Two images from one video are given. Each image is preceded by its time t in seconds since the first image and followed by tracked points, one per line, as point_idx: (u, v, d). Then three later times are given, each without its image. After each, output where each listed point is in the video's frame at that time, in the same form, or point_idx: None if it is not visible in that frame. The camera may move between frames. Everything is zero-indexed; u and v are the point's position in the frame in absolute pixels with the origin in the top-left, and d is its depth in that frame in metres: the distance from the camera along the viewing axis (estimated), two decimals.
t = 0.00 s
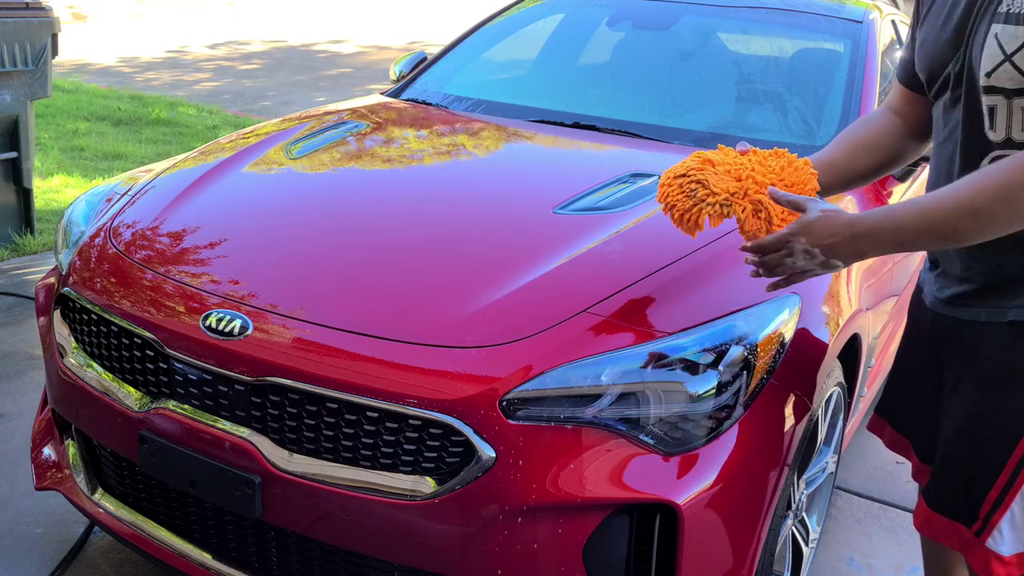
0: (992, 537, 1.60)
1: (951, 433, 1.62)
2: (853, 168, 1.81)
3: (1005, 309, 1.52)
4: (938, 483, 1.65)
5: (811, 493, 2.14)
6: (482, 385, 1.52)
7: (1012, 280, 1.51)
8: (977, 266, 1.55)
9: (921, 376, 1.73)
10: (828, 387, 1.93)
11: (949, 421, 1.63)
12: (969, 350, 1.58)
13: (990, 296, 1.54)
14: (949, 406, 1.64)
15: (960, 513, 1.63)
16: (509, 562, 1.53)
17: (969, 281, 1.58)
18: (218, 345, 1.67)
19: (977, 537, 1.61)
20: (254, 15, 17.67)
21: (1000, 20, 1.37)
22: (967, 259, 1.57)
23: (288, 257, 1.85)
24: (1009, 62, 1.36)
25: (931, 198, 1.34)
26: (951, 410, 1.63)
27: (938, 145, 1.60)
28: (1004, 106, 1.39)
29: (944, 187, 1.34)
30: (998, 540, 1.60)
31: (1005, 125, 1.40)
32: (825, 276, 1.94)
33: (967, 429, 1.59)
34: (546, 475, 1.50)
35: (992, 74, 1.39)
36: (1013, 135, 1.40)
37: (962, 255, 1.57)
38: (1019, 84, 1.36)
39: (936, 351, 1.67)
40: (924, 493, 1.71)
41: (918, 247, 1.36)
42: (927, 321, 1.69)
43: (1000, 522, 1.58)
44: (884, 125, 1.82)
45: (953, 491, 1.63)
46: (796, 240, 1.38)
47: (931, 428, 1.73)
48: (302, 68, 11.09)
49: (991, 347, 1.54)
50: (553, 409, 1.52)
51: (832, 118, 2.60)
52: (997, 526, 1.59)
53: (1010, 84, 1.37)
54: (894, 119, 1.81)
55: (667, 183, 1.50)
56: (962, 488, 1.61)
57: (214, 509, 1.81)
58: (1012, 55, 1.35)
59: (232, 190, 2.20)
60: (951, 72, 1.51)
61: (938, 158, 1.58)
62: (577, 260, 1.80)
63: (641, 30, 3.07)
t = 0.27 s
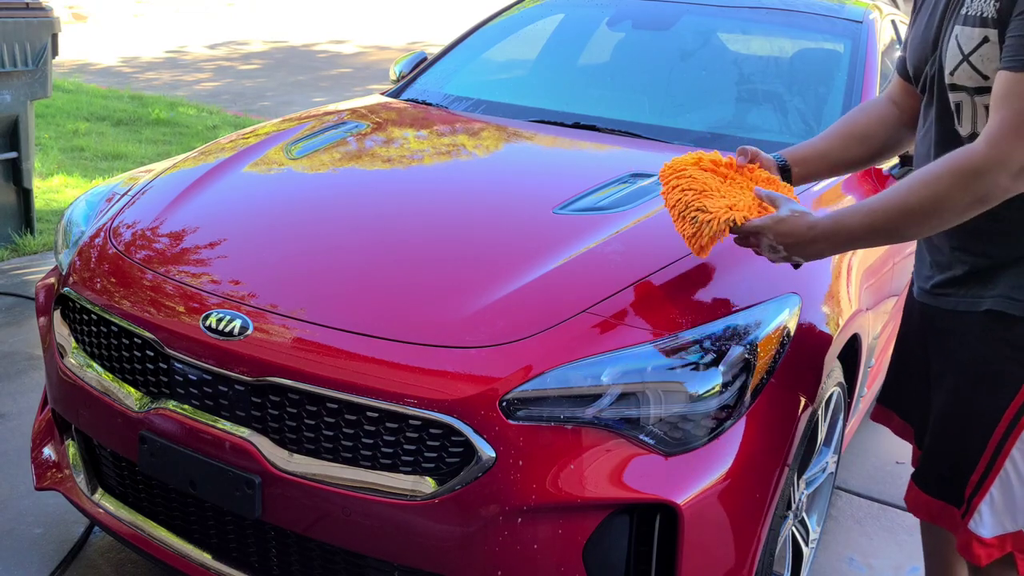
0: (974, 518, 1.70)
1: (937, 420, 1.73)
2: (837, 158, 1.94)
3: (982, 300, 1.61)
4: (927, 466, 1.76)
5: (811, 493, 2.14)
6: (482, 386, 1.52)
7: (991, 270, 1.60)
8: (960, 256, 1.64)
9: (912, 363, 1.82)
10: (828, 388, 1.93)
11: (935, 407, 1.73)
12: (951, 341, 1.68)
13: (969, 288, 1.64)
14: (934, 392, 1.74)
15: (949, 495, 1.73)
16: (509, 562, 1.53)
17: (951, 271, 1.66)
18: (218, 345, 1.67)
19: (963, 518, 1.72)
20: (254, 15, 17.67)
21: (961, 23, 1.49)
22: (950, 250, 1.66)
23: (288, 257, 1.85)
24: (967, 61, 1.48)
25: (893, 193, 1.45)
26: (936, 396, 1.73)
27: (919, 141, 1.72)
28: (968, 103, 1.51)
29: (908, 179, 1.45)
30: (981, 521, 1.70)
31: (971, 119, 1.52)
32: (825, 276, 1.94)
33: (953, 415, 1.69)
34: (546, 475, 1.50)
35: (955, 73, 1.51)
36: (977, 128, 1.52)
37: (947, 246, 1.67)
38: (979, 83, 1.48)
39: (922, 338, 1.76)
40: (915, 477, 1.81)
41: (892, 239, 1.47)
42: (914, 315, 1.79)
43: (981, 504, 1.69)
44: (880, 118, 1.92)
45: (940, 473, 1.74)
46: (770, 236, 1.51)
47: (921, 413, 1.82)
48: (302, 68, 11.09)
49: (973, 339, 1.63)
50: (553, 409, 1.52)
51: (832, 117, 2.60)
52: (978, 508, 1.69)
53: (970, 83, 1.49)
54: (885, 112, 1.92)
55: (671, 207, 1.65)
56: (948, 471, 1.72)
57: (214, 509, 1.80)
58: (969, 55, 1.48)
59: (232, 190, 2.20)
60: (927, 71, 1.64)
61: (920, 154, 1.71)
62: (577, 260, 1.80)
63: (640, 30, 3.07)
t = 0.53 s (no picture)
0: (964, 510, 1.70)
1: (925, 413, 1.73)
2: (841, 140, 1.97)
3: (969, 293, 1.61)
4: (916, 459, 1.76)
5: (812, 493, 2.14)
6: (482, 386, 1.52)
7: (978, 262, 1.60)
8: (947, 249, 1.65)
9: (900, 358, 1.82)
10: (828, 387, 1.92)
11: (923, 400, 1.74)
12: (937, 334, 1.68)
13: (956, 281, 1.64)
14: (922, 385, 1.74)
15: (938, 488, 1.73)
16: (509, 562, 1.53)
17: (939, 264, 1.67)
18: (218, 345, 1.67)
19: (952, 511, 1.72)
20: (254, 15, 17.66)
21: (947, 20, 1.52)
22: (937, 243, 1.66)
23: (288, 257, 1.85)
24: (950, 58, 1.51)
25: (882, 174, 1.50)
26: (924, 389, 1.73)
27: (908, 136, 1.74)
28: (953, 97, 1.54)
29: (899, 165, 1.49)
30: (969, 514, 1.70)
31: (955, 114, 1.55)
32: (825, 276, 1.94)
33: (940, 407, 1.69)
34: (546, 475, 1.50)
35: (940, 69, 1.54)
36: (960, 123, 1.54)
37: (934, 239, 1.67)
38: (961, 78, 1.51)
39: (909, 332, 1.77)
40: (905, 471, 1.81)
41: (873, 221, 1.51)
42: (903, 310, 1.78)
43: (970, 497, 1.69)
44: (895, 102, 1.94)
45: (929, 466, 1.74)
46: (765, 199, 1.58)
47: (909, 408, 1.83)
48: (302, 68, 11.08)
49: (959, 333, 1.64)
50: (554, 409, 1.52)
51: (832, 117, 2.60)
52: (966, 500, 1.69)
53: (953, 78, 1.52)
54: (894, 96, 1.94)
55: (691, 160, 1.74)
56: (937, 463, 1.72)
57: (214, 509, 1.80)
58: (952, 51, 1.50)
59: (232, 190, 2.20)
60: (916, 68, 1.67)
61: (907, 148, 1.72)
62: (577, 260, 1.80)
63: (641, 30, 3.07)
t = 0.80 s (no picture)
0: (959, 508, 1.70)
1: (922, 411, 1.73)
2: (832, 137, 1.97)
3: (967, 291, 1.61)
4: (912, 457, 1.77)
5: (812, 493, 2.14)
6: (482, 386, 1.52)
7: (975, 260, 1.61)
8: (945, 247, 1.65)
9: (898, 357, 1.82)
10: (828, 388, 1.92)
11: (920, 398, 1.74)
12: (934, 332, 1.68)
13: (954, 279, 1.64)
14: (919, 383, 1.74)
15: (934, 486, 1.73)
16: (509, 562, 1.53)
17: (937, 262, 1.67)
18: (218, 345, 1.67)
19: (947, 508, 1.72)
20: (253, 15, 17.66)
21: (942, 20, 1.54)
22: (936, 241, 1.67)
23: (288, 257, 1.85)
24: (943, 57, 1.53)
25: (857, 167, 1.55)
26: (921, 387, 1.74)
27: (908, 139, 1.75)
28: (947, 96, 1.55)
29: (871, 158, 1.54)
30: (964, 512, 1.70)
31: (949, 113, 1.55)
32: (825, 276, 1.94)
33: (936, 405, 1.70)
34: (546, 475, 1.50)
35: (935, 69, 1.56)
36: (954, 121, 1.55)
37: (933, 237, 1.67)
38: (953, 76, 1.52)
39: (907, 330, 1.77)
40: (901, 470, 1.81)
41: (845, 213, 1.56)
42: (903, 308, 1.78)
43: (965, 495, 1.69)
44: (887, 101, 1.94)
45: (924, 464, 1.74)
46: (748, 197, 1.64)
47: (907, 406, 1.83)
48: (302, 68, 11.09)
49: (954, 331, 1.64)
50: (554, 409, 1.52)
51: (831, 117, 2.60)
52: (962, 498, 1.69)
53: (946, 77, 1.54)
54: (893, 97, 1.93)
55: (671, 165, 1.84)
56: (932, 461, 1.72)
57: (214, 509, 1.80)
58: (944, 51, 1.53)
59: (232, 190, 2.20)
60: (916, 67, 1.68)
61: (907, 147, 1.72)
62: (577, 260, 1.80)
63: (641, 30, 3.07)
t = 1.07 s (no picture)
0: (965, 510, 1.70)
1: (930, 413, 1.73)
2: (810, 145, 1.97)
3: (974, 293, 1.61)
4: (919, 458, 1.77)
5: (812, 493, 2.14)
6: (482, 386, 1.52)
7: (981, 263, 1.61)
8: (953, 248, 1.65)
9: (906, 358, 1.82)
10: (828, 388, 1.92)
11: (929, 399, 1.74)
12: (942, 334, 1.68)
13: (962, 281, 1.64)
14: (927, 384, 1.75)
15: (942, 488, 1.73)
16: (509, 562, 1.53)
17: (946, 263, 1.67)
18: (218, 345, 1.67)
19: (954, 510, 1.72)
20: (253, 15, 17.66)
21: (935, 24, 1.56)
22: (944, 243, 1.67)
23: (288, 257, 1.85)
24: (936, 59, 1.55)
25: (838, 169, 1.56)
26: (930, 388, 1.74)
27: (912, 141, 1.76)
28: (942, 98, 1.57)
29: (851, 160, 1.56)
30: (970, 514, 1.70)
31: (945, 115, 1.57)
32: (825, 276, 1.94)
33: (944, 407, 1.70)
34: (546, 475, 1.50)
35: (930, 71, 1.58)
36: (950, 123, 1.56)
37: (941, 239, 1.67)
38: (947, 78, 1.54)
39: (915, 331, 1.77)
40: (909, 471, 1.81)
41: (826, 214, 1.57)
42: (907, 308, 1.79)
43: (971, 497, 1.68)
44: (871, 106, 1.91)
45: (932, 466, 1.74)
46: (740, 211, 1.68)
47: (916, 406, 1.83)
48: (302, 68, 11.09)
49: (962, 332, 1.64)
50: (554, 409, 1.52)
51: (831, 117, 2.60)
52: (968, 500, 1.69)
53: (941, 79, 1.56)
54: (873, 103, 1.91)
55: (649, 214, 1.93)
56: (939, 463, 1.73)
57: (214, 509, 1.80)
58: (938, 53, 1.55)
59: (232, 191, 2.20)
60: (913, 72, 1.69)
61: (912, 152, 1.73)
62: (577, 260, 1.80)
63: (641, 30, 3.07)
